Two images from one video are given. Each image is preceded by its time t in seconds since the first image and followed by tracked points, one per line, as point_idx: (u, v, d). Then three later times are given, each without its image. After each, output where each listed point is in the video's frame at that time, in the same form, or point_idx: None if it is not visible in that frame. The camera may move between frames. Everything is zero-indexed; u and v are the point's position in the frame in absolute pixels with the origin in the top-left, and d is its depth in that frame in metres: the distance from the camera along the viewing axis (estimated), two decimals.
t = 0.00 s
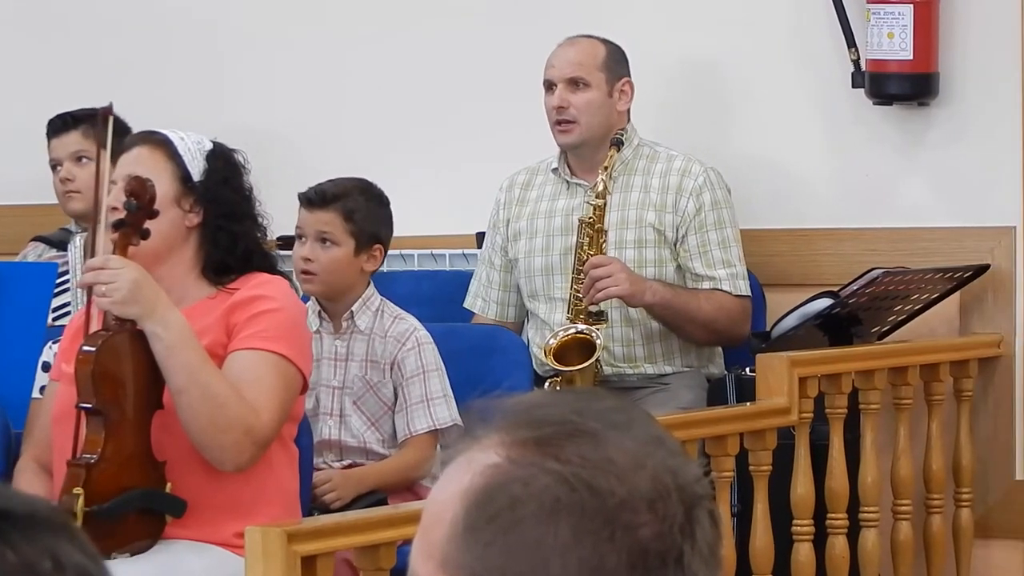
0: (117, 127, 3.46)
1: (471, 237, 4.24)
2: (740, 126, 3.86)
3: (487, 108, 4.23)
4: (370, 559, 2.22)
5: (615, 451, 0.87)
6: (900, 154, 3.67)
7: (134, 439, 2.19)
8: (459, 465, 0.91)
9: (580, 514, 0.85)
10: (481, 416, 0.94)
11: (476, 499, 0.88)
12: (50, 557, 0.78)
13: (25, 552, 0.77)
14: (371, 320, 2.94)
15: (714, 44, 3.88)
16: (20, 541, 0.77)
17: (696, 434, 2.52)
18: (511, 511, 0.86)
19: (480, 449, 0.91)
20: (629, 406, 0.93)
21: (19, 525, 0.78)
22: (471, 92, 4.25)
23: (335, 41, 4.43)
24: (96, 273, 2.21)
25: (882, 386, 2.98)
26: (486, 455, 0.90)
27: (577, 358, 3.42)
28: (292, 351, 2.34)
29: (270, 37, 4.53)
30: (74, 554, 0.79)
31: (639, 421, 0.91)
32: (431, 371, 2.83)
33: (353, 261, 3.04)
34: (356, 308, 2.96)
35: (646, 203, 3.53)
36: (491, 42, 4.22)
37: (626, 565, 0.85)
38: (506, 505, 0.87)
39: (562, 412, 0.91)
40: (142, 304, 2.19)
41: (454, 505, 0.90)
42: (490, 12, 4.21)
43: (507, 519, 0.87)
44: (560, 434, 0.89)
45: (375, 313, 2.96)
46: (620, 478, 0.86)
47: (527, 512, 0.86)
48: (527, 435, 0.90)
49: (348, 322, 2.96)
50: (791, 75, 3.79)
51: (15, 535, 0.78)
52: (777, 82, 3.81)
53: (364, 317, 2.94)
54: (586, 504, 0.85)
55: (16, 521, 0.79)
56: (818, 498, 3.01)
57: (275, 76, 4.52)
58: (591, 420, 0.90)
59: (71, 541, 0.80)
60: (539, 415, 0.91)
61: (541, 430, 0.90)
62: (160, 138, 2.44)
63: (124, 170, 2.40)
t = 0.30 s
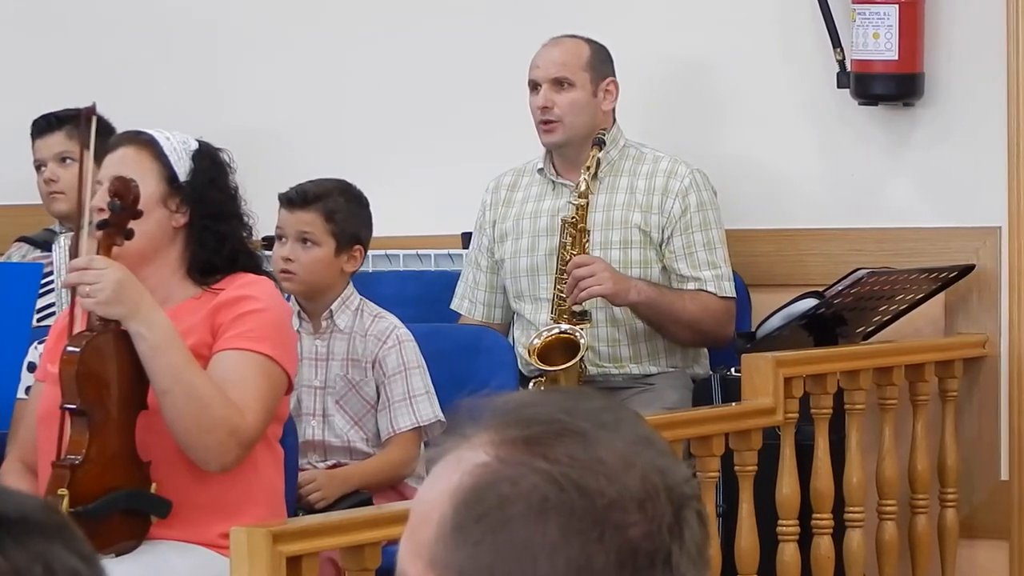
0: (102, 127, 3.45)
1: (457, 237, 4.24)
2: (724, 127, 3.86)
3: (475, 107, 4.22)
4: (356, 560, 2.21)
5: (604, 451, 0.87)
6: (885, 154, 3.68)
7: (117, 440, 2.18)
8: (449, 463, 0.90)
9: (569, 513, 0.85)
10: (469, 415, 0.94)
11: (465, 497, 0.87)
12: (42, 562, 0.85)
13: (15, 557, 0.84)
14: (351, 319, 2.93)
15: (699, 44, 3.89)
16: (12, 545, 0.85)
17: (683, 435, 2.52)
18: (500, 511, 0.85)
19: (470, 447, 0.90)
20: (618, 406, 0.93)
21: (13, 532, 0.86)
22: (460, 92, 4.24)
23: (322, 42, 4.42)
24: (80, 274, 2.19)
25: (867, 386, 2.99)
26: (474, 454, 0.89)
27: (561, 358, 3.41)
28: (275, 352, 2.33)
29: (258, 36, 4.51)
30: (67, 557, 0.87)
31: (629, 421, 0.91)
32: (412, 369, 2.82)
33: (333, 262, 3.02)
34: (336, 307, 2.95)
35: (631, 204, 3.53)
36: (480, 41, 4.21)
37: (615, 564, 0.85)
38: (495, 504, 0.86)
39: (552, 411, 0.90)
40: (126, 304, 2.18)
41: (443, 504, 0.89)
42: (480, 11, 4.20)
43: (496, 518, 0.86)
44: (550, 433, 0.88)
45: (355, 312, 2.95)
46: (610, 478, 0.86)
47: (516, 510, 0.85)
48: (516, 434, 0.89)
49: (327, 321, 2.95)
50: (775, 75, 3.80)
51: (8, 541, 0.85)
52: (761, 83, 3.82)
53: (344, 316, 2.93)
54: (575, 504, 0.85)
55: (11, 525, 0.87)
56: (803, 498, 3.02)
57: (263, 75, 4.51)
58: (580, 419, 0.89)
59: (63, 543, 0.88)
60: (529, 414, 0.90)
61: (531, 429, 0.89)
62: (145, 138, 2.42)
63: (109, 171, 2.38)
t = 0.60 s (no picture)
0: (95, 128, 3.45)
1: (450, 237, 4.24)
2: (718, 126, 3.87)
3: (467, 107, 4.22)
4: (348, 560, 2.21)
5: (596, 452, 0.87)
6: (879, 154, 3.68)
7: (112, 439, 2.18)
8: (439, 464, 0.91)
9: (561, 514, 0.85)
10: (459, 416, 0.94)
11: (456, 499, 0.87)
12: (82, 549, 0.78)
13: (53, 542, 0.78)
14: (342, 320, 2.93)
15: (692, 44, 3.89)
16: (42, 535, 0.92)
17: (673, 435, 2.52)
18: (492, 512, 0.86)
19: (459, 448, 0.90)
20: (609, 406, 0.93)
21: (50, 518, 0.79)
22: (453, 94, 4.24)
23: (313, 43, 4.43)
24: (73, 274, 2.19)
25: (859, 386, 2.99)
26: (465, 455, 0.89)
27: (553, 357, 3.42)
28: (270, 352, 2.33)
29: (250, 37, 4.52)
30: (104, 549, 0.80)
31: (618, 422, 0.91)
32: (403, 369, 2.83)
33: (322, 263, 3.03)
34: (326, 308, 2.95)
35: (624, 205, 3.54)
36: (472, 42, 4.21)
37: (606, 565, 0.85)
38: (487, 505, 0.86)
39: (541, 412, 0.91)
40: (119, 304, 2.18)
41: (434, 505, 0.89)
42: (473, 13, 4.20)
43: (487, 520, 0.86)
44: (541, 435, 0.88)
45: (345, 313, 2.95)
46: (602, 478, 0.86)
47: (507, 512, 0.85)
48: (507, 435, 0.89)
49: (317, 322, 2.95)
50: (768, 75, 3.80)
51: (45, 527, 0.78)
52: (754, 82, 3.82)
53: (334, 317, 2.94)
54: (567, 505, 0.85)
55: (41, 516, 0.93)
56: (795, 498, 3.02)
57: (255, 75, 4.51)
58: (570, 420, 0.89)
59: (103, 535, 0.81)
60: (519, 415, 0.91)
61: (521, 431, 0.89)
62: (139, 137, 2.42)
63: (103, 171, 2.38)
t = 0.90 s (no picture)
0: (94, 129, 3.44)
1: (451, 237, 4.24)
2: (718, 127, 3.86)
3: (465, 108, 4.22)
4: (349, 561, 2.21)
5: (594, 453, 0.87)
6: (879, 154, 3.68)
7: (112, 439, 2.18)
8: (438, 465, 0.90)
9: (560, 515, 0.85)
10: (458, 417, 0.94)
11: (455, 501, 0.87)
12: (102, 544, 0.78)
13: (76, 535, 0.77)
14: (343, 321, 2.93)
15: (691, 46, 3.89)
16: (76, 526, 0.78)
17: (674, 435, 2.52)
18: (490, 514, 0.86)
19: (458, 450, 0.90)
20: (608, 407, 0.93)
21: (77, 511, 0.79)
22: (451, 95, 4.24)
23: (313, 43, 4.43)
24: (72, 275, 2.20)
25: (860, 386, 2.99)
26: (464, 456, 0.89)
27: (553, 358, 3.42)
28: (270, 352, 2.32)
29: (249, 37, 4.52)
30: (130, 545, 0.79)
31: (617, 423, 0.91)
32: (404, 370, 2.82)
33: (325, 262, 3.03)
34: (327, 309, 2.95)
35: (623, 206, 3.54)
36: (470, 41, 4.21)
37: (606, 566, 0.85)
38: (486, 507, 0.86)
39: (541, 413, 0.90)
40: (118, 304, 2.18)
41: (433, 506, 0.89)
42: (471, 14, 4.20)
43: (485, 521, 0.86)
44: (540, 436, 0.88)
45: (347, 313, 2.94)
46: (601, 479, 0.86)
47: (506, 513, 0.85)
48: (506, 437, 0.89)
49: (319, 323, 2.94)
50: (767, 76, 3.80)
51: (70, 519, 0.78)
52: (754, 83, 3.82)
53: (336, 317, 2.93)
54: (566, 506, 0.85)
55: (77, 508, 0.79)
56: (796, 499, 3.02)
57: (253, 75, 4.52)
58: (569, 421, 0.89)
59: (127, 533, 0.80)
60: (518, 416, 0.90)
61: (520, 432, 0.89)
62: (140, 138, 2.42)
63: (104, 171, 2.38)
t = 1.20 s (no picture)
0: (99, 130, 3.45)
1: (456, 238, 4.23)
2: (723, 128, 3.86)
3: (467, 107, 4.22)
4: (355, 561, 2.21)
5: (603, 454, 0.87)
6: (884, 155, 3.68)
7: (117, 439, 2.18)
8: (445, 466, 0.90)
9: (569, 517, 0.85)
10: (466, 417, 0.94)
11: (463, 501, 0.87)
12: (104, 544, 0.71)
13: (76, 536, 0.71)
14: (350, 321, 2.93)
15: (696, 47, 3.89)
16: (77, 526, 0.72)
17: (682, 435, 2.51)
18: (499, 515, 0.85)
19: (465, 451, 0.90)
20: (615, 408, 0.93)
21: (78, 511, 0.72)
22: (450, 94, 4.24)
23: (313, 43, 4.43)
24: (77, 276, 2.20)
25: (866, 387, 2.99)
26: (472, 457, 0.89)
27: (559, 359, 3.42)
28: (275, 352, 2.32)
29: (248, 37, 4.53)
30: (134, 545, 0.72)
31: (624, 424, 0.90)
32: (411, 371, 2.82)
33: (331, 263, 3.03)
34: (334, 310, 2.95)
35: (629, 207, 3.54)
36: (470, 41, 4.21)
37: (615, 567, 0.85)
38: (495, 508, 0.86)
39: (548, 414, 0.90)
40: (123, 305, 2.18)
41: (440, 507, 0.88)
42: (471, 14, 4.20)
43: (493, 522, 0.86)
44: (548, 437, 0.88)
45: (353, 315, 2.95)
46: (609, 481, 0.86)
47: (514, 514, 0.85)
48: (514, 438, 0.89)
49: (326, 324, 2.95)
50: (772, 77, 3.80)
51: (70, 520, 0.72)
52: (758, 84, 3.82)
53: (343, 318, 2.93)
54: (574, 507, 0.85)
55: (77, 505, 0.73)
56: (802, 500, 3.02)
57: (254, 75, 4.52)
58: (577, 422, 0.89)
59: (132, 534, 0.73)
60: (526, 417, 0.90)
61: (528, 433, 0.89)
62: (146, 138, 2.42)
63: (110, 171, 2.38)
